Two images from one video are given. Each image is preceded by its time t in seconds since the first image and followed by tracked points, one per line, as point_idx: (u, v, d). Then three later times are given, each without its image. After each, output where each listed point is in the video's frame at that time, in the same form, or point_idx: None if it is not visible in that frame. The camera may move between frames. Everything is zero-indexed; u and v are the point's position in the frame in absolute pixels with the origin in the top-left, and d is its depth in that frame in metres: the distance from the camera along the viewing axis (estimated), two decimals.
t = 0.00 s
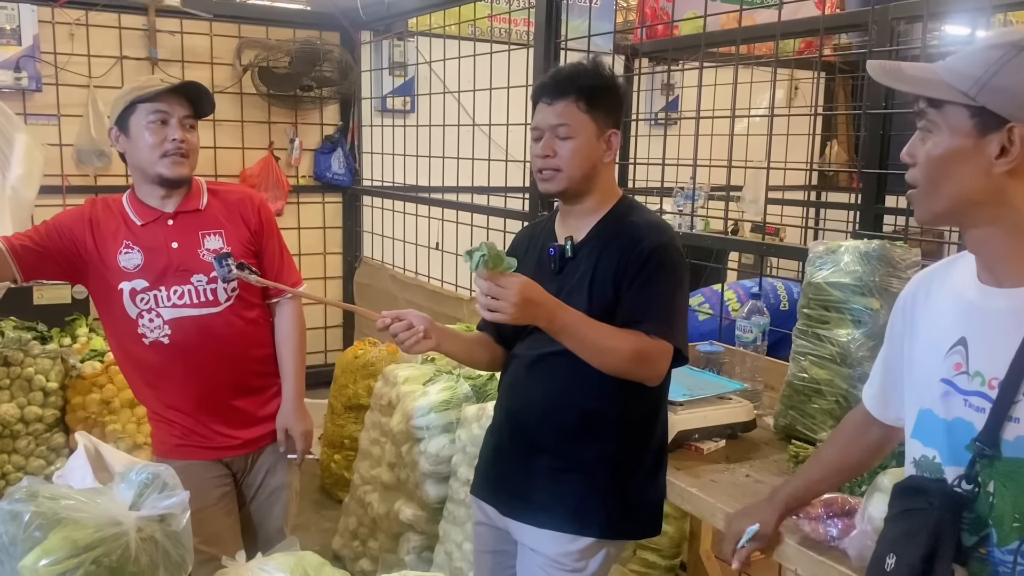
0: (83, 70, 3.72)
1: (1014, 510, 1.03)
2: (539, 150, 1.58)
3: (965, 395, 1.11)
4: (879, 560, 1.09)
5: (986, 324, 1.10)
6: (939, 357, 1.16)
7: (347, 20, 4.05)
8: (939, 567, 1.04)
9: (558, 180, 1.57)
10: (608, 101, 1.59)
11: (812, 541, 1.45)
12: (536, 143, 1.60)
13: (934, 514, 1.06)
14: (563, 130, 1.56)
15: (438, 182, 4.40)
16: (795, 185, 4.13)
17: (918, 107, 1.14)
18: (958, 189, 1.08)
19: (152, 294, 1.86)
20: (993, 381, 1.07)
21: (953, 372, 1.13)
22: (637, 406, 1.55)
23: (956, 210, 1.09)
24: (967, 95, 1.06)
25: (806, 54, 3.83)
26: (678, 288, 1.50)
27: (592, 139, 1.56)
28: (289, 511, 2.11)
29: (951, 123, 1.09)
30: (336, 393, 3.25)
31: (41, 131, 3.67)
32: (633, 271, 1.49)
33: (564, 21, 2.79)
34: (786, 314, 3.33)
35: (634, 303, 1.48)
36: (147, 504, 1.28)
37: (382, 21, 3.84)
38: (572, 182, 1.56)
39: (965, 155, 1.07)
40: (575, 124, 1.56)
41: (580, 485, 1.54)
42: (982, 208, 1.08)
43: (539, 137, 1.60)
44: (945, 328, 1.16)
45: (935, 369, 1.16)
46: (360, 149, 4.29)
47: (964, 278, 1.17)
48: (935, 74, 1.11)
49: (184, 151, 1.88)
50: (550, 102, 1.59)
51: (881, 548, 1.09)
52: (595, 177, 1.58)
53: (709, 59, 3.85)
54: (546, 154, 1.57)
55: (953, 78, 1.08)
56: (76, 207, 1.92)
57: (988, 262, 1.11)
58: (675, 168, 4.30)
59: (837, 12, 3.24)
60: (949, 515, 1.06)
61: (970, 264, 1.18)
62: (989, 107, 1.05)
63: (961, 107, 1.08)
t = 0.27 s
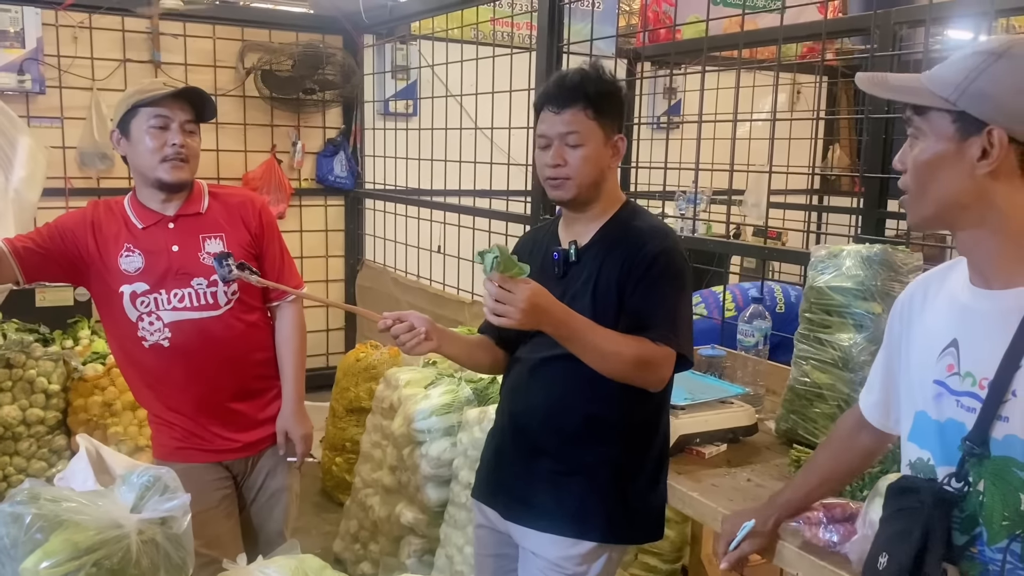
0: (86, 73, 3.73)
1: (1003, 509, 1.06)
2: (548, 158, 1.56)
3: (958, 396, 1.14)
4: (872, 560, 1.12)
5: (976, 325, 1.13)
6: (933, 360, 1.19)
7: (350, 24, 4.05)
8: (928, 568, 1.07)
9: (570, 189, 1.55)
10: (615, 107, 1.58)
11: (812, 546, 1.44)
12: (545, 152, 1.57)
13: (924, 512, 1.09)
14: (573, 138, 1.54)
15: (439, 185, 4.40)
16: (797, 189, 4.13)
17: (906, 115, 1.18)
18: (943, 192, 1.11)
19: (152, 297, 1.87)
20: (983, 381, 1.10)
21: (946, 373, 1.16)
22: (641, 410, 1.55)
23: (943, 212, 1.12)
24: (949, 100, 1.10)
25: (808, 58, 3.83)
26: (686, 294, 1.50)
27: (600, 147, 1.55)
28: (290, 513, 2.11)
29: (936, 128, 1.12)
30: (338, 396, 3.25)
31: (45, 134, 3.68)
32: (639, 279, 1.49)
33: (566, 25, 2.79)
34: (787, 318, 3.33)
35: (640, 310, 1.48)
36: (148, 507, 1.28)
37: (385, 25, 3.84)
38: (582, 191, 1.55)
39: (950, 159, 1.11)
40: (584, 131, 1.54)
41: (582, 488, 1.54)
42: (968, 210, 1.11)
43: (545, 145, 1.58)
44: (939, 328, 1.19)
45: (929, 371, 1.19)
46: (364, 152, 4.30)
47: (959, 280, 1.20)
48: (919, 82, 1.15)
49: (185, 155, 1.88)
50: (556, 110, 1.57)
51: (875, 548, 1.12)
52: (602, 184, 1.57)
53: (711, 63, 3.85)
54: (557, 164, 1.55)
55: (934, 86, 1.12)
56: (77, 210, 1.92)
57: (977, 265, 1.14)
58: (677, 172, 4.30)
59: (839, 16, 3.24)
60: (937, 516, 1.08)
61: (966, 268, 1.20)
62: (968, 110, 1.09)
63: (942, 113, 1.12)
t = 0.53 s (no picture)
0: (92, 76, 3.75)
1: (998, 510, 1.07)
2: (557, 173, 1.55)
3: (958, 397, 1.14)
4: (870, 561, 1.13)
5: (977, 329, 1.13)
6: (935, 363, 1.19)
7: (355, 28, 4.06)
8: (924, 566, 1.08)
9: (582, 204, 1.54)
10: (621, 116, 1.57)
11: (816, 550, 1.44)
12: (552, 167, 1.56)
13: (921, 512, 1.10)
14: (581, 152, 1.53)
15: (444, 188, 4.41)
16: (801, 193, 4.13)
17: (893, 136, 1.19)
18: (932, 204, 1.12)
19: (158, 298, 1.87)
20: (982, 383, 1.11)
21: (947, 376, 1.16)
22: (648, 415, 1.55)
23: (937, 223, 1.13)
24: (923, 114, 1.11)
25: (812, 63, 3.84)
26: (694, 301, 1.51)
27: (607, 159, 1.55)
28: (294, 516, 2.11)
29: (918, 143, 1.13)
30: (342, 398, 3.26)
31: (51, 137, 3.69)
32: (648, 286, 1.49)
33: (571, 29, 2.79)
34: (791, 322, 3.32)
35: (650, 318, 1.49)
36: (154, 509, 1.29)
37: (390, 29, 3.83)
38: (592, 204, 1.54)
39: (933, 170, 1.11)
40: (592, 145, 1.53)
41: (587, 493, 1.54)
42: (959, 218, 1.11)
43: (552, 159, 1.57)
44: (941, 330, 1.19)
45: (931, 373, 1.20)
46: (369, 156, 4.32)
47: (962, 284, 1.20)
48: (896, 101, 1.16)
49: (191, 158, 1.88)
50: (559, 123, 1.55)
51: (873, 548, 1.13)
52: (611, 194, 1.57)
53: (716, 67, 3.85)
54: (566, 179, 1.54)
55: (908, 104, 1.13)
56: (84, 211, 1.93)
57: (977, 269, 1.14)
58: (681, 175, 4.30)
59: (844, 21, 3.24)
60: (934, 516, 1.10)
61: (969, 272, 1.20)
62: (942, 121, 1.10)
63: (919, 129, 1.13)
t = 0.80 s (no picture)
0: (98, 79, 3.76)
1: (1000, 517, 1.07)
2: (567, 180, 1.54)
3: (961, 404, 1.14)
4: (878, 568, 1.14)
5: (978, 335, 1.13)
6: (938, 370, 1.19)
7: (360, 31, 4.06)
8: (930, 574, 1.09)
9: (592, 211, 1.54)
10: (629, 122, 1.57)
11: (821, 555, 1.44)
12: (562, 173, 1.56)
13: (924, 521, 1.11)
14: (591, 159, 1.53)
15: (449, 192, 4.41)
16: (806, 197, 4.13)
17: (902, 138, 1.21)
18: (931, 205, 1.14)
19: (160, 302, 1.88)
20: (984, 390, 1.11)
21: (951, 383, 1.16)
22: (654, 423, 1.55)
23: (936, 224, 1.14)
24: (927, 115, 1.13)
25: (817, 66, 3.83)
26: (703, 309, 1.52)
27: (617, 165, 1.54)
28: (297, 518, 2.12)
29: (922, 143, 1.15)
30: (346, 401, 3.26)
31: (57, 139, 3.70)
32: (659, 295, 1.50)
33: (576, 32, 2.79)
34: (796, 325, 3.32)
35: (660, 327, 1.49)
36: (159, 511, 1.29)
37: (395, 32, 3.83)
38: (602, 211, 1.54)
39: (933, 171, 1.13)
40: (602, 151, 1.53)
41: (593, 500, 1.55)
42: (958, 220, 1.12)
43: (562, 166, 1.56)
44: (945, 337, 1.19)
45: (935, 380, 1.20)
46: (372, 158, 4.34)
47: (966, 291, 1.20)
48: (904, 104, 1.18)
49: (193, 162, 1.88)
50: (569, 130, 1.55)
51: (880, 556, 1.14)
52: (620, 202, 1.57)
53: (721, 70, 3.85)
54: (577, 186, 1.53)
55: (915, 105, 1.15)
56: (89, 215, 1.94)
57: (978, 273, 1.14)
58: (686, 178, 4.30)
59: (849, 24, 3.24)
60: (939, 523, 1.10)
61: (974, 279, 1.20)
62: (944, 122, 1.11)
63: (923, 131, 1.15)
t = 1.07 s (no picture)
0: (104, 78, 3.77)
1: (1001, 522, 1.07)
2: (575, 183, 1.54)
3: (964, 407, 1.14)
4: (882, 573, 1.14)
5: (982, 338, 1.13)
6: (944, 373, 1.19)
7: (365, 30, 4.06)
8: None
9: (601, 213, 1.54)
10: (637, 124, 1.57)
11: (826, 557, 1.44)
12: (570, 176, 1.55)
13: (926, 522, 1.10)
14: (599, 162, 1.53)
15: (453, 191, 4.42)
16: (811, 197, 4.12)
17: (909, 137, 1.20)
18: (936, 204, 1.13)
19: (164, 301, 1.88)
20: (987, 392, 1.10)
21: (955, 386, 1.16)
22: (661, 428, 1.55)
23: (941, 224, 1.14)
24: (932, 114, 1.13)
25: (822, 66, 3.83)
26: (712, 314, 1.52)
27: (624, 168, 1.54)
28: (301, 518, 2.12)
29: (927, 141, 1.15)
30: (351, 401, 3.26)
31: (63, 139, 3.71)
32: (668, 300, 1.50)
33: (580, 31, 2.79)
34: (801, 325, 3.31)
35: (670, 334, 1.49)
36: (164, 510, 1.29)
37: (400, 31, 3.83)
38: (609, 213, 1.54)
39: (938, 169, 1.13)
40: (611, 154, 1.53)
41: (602, 505, 1.55)
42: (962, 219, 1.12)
43: (570, 168, 1.56)
44: (951, 339, 1.19)
45: (941, 384, 1.19)
46: (378, 158, 4.31)
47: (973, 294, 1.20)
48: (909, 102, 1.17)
49: (196, 162, 1.88)
50: (579, 132, 1.54)
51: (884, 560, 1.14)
52: (627, 204, 1.57)
53: (725, 70, 3.85)
54: (585, 189, 1.53)
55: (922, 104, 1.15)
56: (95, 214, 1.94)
57: (983, 275, 1.14)
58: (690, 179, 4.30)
59: (854, 24, 3.24)
60: (943, 526, 1.09)
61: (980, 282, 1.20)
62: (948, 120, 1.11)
63: (928, 129, 1.14)
